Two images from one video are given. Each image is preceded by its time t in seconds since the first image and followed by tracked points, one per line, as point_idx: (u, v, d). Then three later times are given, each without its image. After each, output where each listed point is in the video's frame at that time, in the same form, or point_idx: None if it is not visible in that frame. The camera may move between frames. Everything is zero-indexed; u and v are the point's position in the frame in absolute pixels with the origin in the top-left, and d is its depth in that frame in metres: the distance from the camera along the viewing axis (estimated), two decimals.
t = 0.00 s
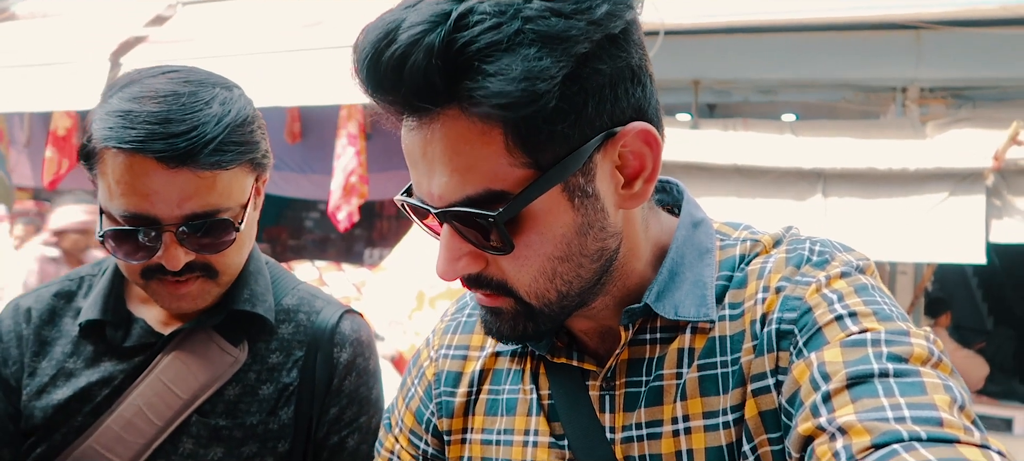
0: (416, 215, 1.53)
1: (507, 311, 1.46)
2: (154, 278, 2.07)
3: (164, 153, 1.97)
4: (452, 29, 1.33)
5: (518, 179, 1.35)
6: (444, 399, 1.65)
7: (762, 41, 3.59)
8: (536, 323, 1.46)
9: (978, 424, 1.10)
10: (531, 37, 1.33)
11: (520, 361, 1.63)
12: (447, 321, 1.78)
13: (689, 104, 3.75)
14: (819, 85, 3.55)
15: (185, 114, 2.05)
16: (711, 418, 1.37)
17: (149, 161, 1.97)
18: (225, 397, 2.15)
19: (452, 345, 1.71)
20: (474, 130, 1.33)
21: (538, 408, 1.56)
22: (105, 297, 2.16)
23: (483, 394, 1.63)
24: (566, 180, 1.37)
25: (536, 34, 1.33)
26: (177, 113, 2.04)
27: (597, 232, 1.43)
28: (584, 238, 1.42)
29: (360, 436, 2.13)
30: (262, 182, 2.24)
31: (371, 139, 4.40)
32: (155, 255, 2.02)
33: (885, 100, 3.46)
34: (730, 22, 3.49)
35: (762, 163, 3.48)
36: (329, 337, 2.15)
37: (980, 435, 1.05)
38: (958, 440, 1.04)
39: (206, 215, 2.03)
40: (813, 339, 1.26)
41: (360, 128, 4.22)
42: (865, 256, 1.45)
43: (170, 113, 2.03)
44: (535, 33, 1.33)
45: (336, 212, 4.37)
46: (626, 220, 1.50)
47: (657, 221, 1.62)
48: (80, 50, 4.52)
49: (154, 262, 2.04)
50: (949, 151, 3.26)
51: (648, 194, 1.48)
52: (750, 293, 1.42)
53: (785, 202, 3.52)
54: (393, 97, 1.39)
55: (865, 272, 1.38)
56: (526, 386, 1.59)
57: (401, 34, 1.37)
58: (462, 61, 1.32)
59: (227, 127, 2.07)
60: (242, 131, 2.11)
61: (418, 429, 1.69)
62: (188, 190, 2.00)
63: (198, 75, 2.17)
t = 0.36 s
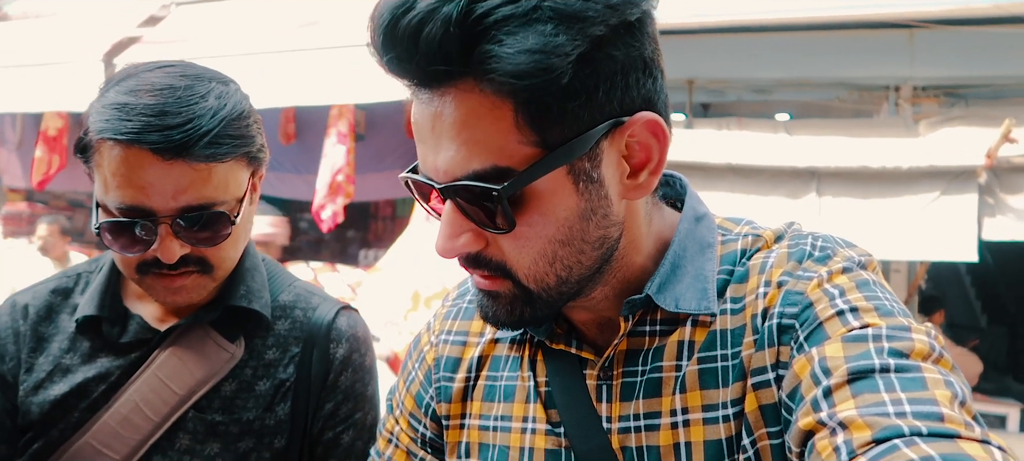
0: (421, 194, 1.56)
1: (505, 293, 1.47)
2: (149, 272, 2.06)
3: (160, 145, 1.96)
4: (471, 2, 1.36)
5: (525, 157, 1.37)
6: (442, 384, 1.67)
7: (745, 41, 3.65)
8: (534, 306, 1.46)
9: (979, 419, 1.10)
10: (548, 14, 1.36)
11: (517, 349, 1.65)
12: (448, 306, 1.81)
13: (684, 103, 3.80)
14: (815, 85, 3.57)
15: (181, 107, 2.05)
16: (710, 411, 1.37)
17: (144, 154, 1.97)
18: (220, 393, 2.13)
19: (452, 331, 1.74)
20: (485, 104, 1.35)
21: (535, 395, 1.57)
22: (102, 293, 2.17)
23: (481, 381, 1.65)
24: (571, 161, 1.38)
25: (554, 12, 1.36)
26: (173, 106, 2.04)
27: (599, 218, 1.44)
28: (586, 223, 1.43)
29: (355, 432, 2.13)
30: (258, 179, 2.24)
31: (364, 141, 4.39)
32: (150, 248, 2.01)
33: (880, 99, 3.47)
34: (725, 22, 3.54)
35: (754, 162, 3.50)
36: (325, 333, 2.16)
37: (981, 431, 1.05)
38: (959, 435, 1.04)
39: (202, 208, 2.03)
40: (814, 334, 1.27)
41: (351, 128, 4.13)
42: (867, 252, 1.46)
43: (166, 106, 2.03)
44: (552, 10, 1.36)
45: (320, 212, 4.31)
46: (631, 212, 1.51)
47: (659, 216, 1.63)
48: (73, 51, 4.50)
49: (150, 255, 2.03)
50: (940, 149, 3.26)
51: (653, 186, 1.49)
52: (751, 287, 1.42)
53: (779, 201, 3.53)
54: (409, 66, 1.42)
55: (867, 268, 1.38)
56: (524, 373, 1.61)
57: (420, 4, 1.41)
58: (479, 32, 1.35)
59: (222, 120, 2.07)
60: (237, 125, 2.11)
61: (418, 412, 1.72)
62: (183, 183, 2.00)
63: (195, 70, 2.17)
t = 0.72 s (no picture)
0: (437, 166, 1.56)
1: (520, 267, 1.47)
2: (143, 267, 2.06)
3: (151, 136, 1.95)
4: None
5: (555, 120, 1.40)
6: (445, 361, 1.74)
7: (741, 46, 3.65)
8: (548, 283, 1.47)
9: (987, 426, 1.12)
10: None
11: (523, 333, 1.69)
12: (454, 282, 1.88)
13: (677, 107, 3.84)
14: (805, 90, 3.62)
15: (173, 100, 2.04)
16: (714, 411, 1.40)
17: (136, 146, 1.96)
18: (216, 391, 2.12)
19: (455, 309, 1.80)
20: (520, 65, 1.39)
21: (540, 381, 1.62)
22: (96, 294, 2.15)
23: (485, 362, 1.70)
24: (598, 132, 1.42)
25: None
26: (165, 99, 2.03)
27: (621, 195, 1.47)
28: (609, 197, 1.45)
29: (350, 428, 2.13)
30: (249, 174, 2.22)
31: (354, 147, 4.47)
32: (142, 242, 2.00)
33: (869, 103, 3.54)
34: (726, 26, 3.54)
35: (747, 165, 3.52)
36: (319, 329, 2.15)
37: (989, 438, 1.07)
38: (966, 441, 1.06)
39: (193, 200, 2.01)
40: (821, 337, 1.28)
41: (340, 133, 4.14)
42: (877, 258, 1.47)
43: (158, 99, 2.02)
44: None
45: (309, 217, 4.20)
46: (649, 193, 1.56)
47: (670, 216, 1.66)
48: (64, 60, 4.48)
49: (142, 250, 2.02)
50: (934, 150, 3.29)
51: (671, 170, 1.56)
52: (758, 289, 1.44)
53: (771, 204, 3.56)
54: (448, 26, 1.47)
55: (875, 273, 1.39)
56: (529, 358, 1.65)
57: None
58: None
59: (214, 113, 2.06)
60: (229, 118, 2.10)
61: (416, 385, 1.78)
62: (175, 175, 1.99)
63: (187, 66, 2.16)
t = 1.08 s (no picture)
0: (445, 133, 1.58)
1: (534, 235, 1.48)
2: (106, 284, 2.08)
3: (110, 157, 1.98)
4: None
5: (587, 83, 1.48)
6: (438, 328, 1.76)
7: (724, 47, 3.74)
8: (564, 252, 1.48)
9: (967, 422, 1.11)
10: None
11: (520, 310, 1.71)
12: (451, 251, 1.93)
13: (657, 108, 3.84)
14: (779, 86, 3.67)
15: (131, 120, 2.06)
16: (705, 407, 1.41)
17: (95, 166, 1.99)
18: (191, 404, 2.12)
19: (451, 275, 1.84)
20: (556, 31, 1.47)
21: (537, 363, 1.63)
22: (65, 316, 2.15)
23: (481, 337, 1.72)
24: (622, 107, 1.51)
25: None
26: (124, 119, 2.05)
27: (636, 172, 1.54)
28: (628, 171, 1.52)
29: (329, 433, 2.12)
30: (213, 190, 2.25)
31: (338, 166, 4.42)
32: (105, 259, 2.03)
33: (844, 96, 3.57)
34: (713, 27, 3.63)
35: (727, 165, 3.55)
36: (290, 338, 2.13)
37: (968, 434, 1.08)
38: (947, 437, 1.06)
39: (155, 217, 2.04)
40: (808, 335, 1.27)
41: (325, 154, 4.15)
42: (865, 258, 1.46)
43: (115, 120, 2.05)
44: None
45: (302, 239, 4.13)
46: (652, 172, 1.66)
47: (662, 212, 1.71)
48: (37, 95, 4.45)
49: (105, 267, 2.04)
50: (909, 138, 3.29)
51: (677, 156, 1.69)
52: (748, 286, 1.45)
53: (752, 202, 3.59)
54: None
55: (863, 273, 1.38)
56: (528, 339, 1.67)
57: None
58: None
59: (171, 133, 2.07)
60: (189, 136, 2.13)
61: (401, 345, 1.78)
62: (135, 193, 2.02)
63: (145, 85, 2.18)
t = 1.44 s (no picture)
0: (441, 134, 1.58)
1: (531, 239, 1.48)
2: (88, 251, 2.02)
3: (87, 128, 1.89)
4: None
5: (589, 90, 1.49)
6: (428, 311, 1.80)
7: (736, 56, 3.56)
8: (560, 257, 1.50)
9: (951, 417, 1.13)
10: None
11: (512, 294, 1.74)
12: (443, 233, 1.97)
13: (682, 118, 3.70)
14: (806, 95, 3.45)
15: (111, 91, 1.95)
16: (692, 401, 1.44)
17: (73, 135, 1.90)
18: (182, 371, 2.09)
19: (442, 256, 1.88)
20: (559, 35, 1.46)
21: (531, 348, 1.66)
22: (58, 286, 2.11)
23: (475, 321, 1.76)
24: (623, 111, 1.53)
25: None
26: (102, 90, 1.94)
27: (634, 178, 1.57)
28: (627, 177, 1.54)
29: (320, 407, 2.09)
30: (200, 168, 2.16)
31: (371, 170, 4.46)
32: (84, 228, 1.96)
33: (875, 106, 3.33)
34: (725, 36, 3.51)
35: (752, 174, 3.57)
36: (279, 309, 2.13)
37: (952, 429, 1.09)
38: (930, 431, 1.07)
39: (133, 190, 1.95)
40: (796, 331, 1.30)
41: (357, 160, 4.25)
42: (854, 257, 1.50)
43: (95, 92, 1.93)
44: None
45: (342, 243, 4.40)
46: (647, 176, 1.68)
47: (654, 210, 1.74)
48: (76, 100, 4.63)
49: (85, 235, 1.98)
50: (938, 149, 3.19)
51: (673, 159, 1.72)
52: (736, 282, 1.48)
53: (778, 211, 3.58)
54: None
55: (851, 270, 1.42)
56: (521, 323, 1.70)
57: None
58: None
59: (153, 108, 1.96)
60: (171, 110, 2.01)
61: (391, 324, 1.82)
62: (113, 165, 1.92)
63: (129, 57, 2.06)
